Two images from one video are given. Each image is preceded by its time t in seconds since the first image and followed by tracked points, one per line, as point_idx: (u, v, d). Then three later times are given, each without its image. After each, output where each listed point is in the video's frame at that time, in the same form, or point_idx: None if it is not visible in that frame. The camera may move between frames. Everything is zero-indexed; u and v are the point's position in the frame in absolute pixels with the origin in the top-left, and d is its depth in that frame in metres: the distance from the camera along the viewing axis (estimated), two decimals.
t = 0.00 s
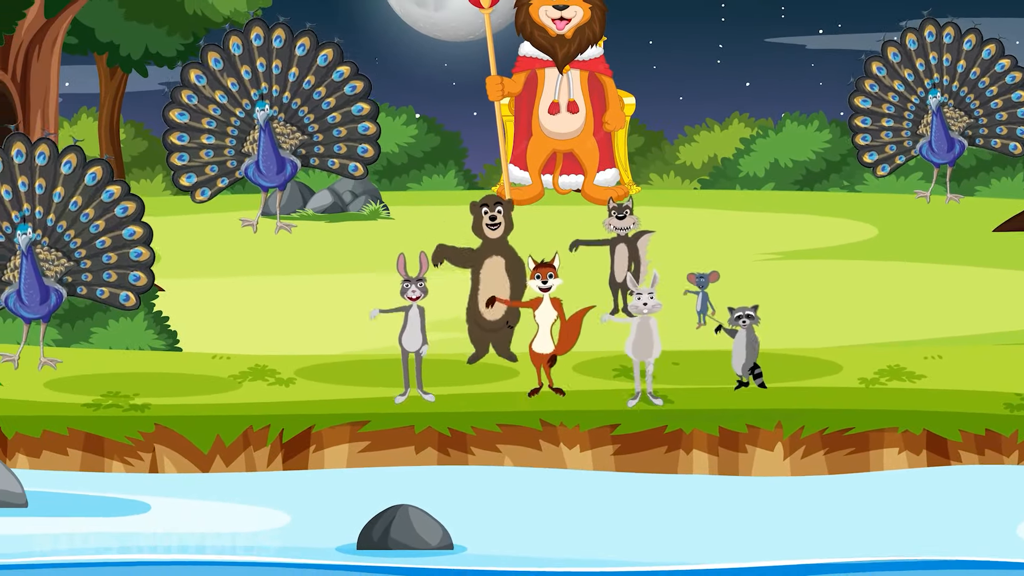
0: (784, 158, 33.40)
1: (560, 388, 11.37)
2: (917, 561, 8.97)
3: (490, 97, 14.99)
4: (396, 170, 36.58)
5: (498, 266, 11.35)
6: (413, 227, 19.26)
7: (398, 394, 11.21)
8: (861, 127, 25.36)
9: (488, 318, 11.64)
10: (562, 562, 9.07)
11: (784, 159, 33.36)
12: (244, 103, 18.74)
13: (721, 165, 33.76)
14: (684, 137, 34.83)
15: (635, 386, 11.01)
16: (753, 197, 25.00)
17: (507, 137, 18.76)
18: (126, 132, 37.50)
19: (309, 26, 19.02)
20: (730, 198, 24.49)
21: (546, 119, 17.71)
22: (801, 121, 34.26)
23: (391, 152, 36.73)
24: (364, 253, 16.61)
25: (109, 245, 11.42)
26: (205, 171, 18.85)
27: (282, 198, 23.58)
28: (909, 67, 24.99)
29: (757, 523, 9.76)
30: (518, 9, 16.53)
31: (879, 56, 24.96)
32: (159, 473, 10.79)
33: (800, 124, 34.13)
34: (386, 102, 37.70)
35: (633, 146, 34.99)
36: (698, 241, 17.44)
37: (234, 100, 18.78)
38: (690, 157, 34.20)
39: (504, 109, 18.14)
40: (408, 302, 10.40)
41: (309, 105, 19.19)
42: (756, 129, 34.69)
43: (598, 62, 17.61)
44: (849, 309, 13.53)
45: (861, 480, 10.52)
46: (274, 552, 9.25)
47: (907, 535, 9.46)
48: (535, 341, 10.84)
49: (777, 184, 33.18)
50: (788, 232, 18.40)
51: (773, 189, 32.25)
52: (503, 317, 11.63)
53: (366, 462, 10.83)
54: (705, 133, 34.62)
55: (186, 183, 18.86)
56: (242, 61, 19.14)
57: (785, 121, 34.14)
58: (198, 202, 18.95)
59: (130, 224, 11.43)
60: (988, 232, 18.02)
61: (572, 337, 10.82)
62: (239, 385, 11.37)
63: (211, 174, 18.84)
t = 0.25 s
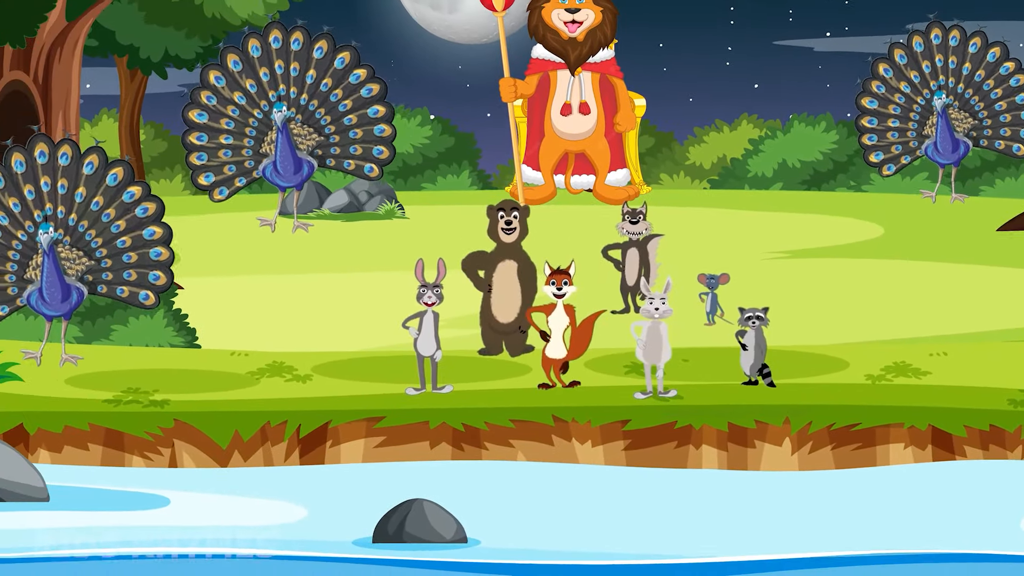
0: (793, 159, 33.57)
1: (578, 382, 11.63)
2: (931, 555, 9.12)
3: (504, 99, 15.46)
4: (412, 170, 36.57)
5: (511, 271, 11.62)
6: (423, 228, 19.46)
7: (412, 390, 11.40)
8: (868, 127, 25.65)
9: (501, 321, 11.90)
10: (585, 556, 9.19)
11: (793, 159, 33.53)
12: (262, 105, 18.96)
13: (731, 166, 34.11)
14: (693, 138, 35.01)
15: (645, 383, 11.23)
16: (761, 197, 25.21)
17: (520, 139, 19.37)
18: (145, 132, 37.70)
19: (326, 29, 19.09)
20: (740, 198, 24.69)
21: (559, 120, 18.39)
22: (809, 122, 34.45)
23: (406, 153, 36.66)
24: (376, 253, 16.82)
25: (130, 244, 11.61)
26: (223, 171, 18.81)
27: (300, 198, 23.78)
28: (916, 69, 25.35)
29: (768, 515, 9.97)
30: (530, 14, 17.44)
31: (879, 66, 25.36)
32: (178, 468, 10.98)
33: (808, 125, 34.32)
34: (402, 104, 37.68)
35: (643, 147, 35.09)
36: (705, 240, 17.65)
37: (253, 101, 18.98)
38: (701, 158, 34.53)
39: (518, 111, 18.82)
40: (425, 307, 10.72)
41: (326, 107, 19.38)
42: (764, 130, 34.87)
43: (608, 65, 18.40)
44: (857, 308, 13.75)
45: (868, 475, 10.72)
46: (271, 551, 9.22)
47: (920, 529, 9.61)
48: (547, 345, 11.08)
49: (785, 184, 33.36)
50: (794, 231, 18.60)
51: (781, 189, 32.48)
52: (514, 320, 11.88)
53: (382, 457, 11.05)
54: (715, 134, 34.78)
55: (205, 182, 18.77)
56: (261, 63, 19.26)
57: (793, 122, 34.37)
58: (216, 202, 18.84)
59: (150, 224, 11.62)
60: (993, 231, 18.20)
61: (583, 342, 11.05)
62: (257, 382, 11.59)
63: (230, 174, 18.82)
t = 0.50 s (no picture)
0: (801, 159, 33.90)
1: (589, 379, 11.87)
2: (944, 548, 9.23)
3: (518, 101, 15.94)
4: (426, 171, 37.57)
5: (524, 269, 11.83)
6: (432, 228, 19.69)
7: (427, 387, 11.63)
8: (874, 121, 25.48)
9: (514, 319, 12.11)
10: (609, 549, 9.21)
11: (801, 160, 33.87)
12: (284, 105, 19.08)
13: (739, 166, 34.42)
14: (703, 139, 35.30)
15: (656, 380, 11.49)
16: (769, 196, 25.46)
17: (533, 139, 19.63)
18: (163, 134, 38.02)
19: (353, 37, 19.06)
20: (748, 198, 24.91)
21: (571, 122, 18.67)
22: (817, 124, 34.58)
23: (421, 154, 37.69)
24: (389, 255, 17.09)
25: (152, 252, 11.89)
26: (239, 165, 19.21)
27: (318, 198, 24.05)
28: (927, 69, 25.70)
29: (781, 507, 10.11)
30: (542, 16, 17.85)
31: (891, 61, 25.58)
32: (198, 463, 11.18)
33: (817, 127, 34.40)
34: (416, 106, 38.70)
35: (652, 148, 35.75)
36: (712, 239, 17.86)
37: (275, 101, 19.12)
38: (709, 159, 34.72)
39: (530, 112, 19.08)
40: (440, 304, 10.91)
41: (347, 114, 19.29)
42: (772, 131, 35.09)
43: (620, 67, 18.75)
44: (864, 307, 13.98)
45: (875, 469, 10.92)
46: (273, 553, 9.18)
47: (930, 519, 9.80)
48: (560, 342, 11.29)
49: (793, 184, 33.71)
50: (800, 230, 18.81)
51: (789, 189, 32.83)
52: (528, 317, 12.09)
53: (397, 453, 11.22)
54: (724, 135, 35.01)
55: (219, 174, 19.19)
56: (287, 64, 19.35)
57: (801, 123, 34.64)
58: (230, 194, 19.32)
59: (173, 234, 11.88)
60: (998, 230, 18.40)
61: (595, 340, 11.26)
62: (274, 379, 11.82)
63: (244, 169, 19.21)
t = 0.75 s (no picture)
0: (808, 160, 34.17)
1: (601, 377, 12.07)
2: (955, 542, 9.37)
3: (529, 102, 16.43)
4: (442, 172, 36.94)
5: (537, 269, 12.03)
6: (443, 228, 19.95)
7: (442, 384, 11.87)
8: (881, 117, 26.21)
9: (527, 317, 12.34)
10: (627, 543, 9.28)
11: (808, 161, 34.13)
12: (304, 106, 19.95)
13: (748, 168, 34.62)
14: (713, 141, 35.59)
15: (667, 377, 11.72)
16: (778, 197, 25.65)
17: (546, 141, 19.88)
18: (185, 136, 38.25)
19: (378, 46, 19.96)
20: (757, 199, 25.12)
21: (583, 124, 18.90)
22: (824, 126, 34.94)
23: (435, 155, 36.88)
24: (401, 255, 17.33)
25: (173, 259, 12.21)
26: (255, 162, 20.25)
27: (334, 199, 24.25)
28: (938, 70, 25.99)
29: (792, 503, 10.27)
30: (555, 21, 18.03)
31: (902, 62, 26.00)
32: (217, 458, 11.36)
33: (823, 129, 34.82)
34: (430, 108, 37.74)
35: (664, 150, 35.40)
36: (719, 239, 18.09)
37: (296, 101, 20.01)
38: (719, 160, 34.90)
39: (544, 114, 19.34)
40: (455, 303, 11.07)
41: (365, 119, 20.05)
42: (781, 133, 35.25)
43: (632, 70, 19.19)
44: (872, 306, 14.20)
45: (882, 465, 11.12)
46: (274, 553, 9.02)
47: (942, 515, 9.96)
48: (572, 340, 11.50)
49: (801, 186, 34.05)
50: (806, 230, 19.03)
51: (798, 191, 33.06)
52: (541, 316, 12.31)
53: (412, 449, 11.42)
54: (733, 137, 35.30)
55: (236, 168, 20.41)
56: (312, 67, 20.34)
57: (808, 126, 34.84)
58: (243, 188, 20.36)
59: (195, 244, 12.20)
60: (1003, 230, 18.60)
61: (606, 338, 11.40)
62: (291, 377, 12.06)
63: (260, 165, 20.24)
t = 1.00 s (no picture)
0: (816, 164, 34.27)
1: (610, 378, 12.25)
2: (960, 539, 9.58)
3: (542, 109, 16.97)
4: (455, 175, 37.17)
5: (548, 270, 12.26)
6: (453, 231, 20.19)
7: (455, 383, 12.12)
8: (885, 122, 26.49)
9: (540, 318, 12.58)
10: (639, 540, 9.47)
11: (815, 165, 34.23)
12: (320, 111, 20.17)
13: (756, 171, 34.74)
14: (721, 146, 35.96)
15: (677, 375, 11.95)
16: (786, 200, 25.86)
17: (557, 145, 20.12)
18: (203, 139, 38.56)
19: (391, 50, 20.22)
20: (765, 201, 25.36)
21: (594, 128, 19.33)
22: (831, 130, 35.12)
23: (449, 159, 37.25)
24: (413, 259, 17.57)
25: (191, 259, 12.45)
26: (273, 166, 20.69)
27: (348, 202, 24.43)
28: (941, 77, 26.11)
29: (801, 500, 10.48)
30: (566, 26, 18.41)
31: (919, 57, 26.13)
32: (235, 456, 11.56)
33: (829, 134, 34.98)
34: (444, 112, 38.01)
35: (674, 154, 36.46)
36: (725, 241, 18.32)
37: (312, 106, 20.24)
38: (727, 164, 35.37)
39: (556, 119, 19.69)
40: (467, 303, 11.26)
41: (380, 124, 20.25)
42: (788, 137, 35.48)
43: (642, 75, 19.42)
44: (878, 306, 14.44)
45: (887, 462, 11.35)
46: (274, 553, 9.05)
47: (949, 512, 10.17)
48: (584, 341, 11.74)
49: (808, 189, 34.09)
50: (811, 232, 19.26)
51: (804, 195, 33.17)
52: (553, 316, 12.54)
53: (426, 447, 11.64)
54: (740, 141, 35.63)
55: (255, 173, 20.76)
56: (327, 72, 20.49)
57: (815, 130, 35.06)
58: (261, 193, 20.71)
59: (214, 243, 12.45)
60: (1008, 232, 18.81)
61: (616, 339, 11.72)
62: (307, 377, 12.32)
63: (278, 170, 20.68)
